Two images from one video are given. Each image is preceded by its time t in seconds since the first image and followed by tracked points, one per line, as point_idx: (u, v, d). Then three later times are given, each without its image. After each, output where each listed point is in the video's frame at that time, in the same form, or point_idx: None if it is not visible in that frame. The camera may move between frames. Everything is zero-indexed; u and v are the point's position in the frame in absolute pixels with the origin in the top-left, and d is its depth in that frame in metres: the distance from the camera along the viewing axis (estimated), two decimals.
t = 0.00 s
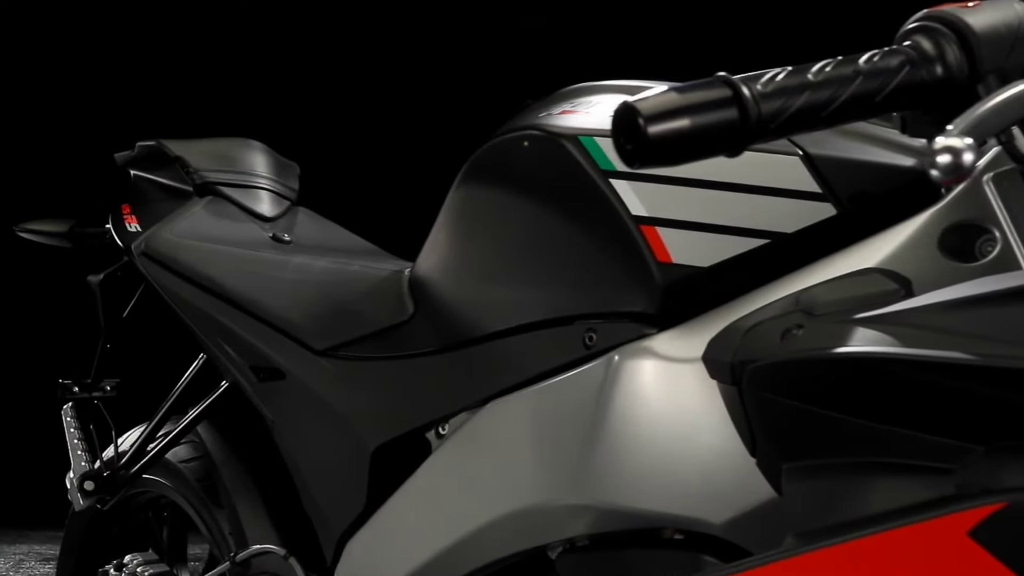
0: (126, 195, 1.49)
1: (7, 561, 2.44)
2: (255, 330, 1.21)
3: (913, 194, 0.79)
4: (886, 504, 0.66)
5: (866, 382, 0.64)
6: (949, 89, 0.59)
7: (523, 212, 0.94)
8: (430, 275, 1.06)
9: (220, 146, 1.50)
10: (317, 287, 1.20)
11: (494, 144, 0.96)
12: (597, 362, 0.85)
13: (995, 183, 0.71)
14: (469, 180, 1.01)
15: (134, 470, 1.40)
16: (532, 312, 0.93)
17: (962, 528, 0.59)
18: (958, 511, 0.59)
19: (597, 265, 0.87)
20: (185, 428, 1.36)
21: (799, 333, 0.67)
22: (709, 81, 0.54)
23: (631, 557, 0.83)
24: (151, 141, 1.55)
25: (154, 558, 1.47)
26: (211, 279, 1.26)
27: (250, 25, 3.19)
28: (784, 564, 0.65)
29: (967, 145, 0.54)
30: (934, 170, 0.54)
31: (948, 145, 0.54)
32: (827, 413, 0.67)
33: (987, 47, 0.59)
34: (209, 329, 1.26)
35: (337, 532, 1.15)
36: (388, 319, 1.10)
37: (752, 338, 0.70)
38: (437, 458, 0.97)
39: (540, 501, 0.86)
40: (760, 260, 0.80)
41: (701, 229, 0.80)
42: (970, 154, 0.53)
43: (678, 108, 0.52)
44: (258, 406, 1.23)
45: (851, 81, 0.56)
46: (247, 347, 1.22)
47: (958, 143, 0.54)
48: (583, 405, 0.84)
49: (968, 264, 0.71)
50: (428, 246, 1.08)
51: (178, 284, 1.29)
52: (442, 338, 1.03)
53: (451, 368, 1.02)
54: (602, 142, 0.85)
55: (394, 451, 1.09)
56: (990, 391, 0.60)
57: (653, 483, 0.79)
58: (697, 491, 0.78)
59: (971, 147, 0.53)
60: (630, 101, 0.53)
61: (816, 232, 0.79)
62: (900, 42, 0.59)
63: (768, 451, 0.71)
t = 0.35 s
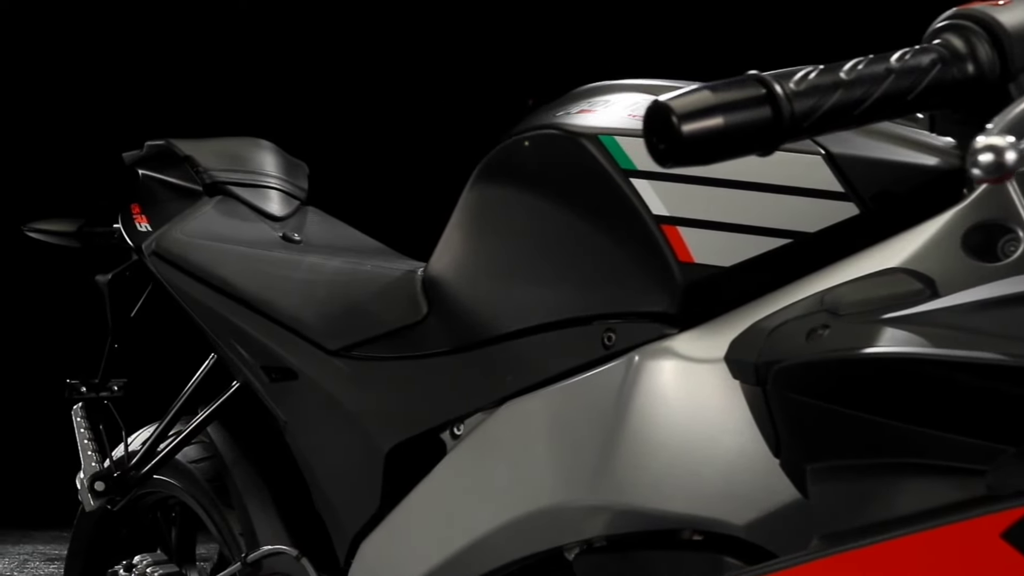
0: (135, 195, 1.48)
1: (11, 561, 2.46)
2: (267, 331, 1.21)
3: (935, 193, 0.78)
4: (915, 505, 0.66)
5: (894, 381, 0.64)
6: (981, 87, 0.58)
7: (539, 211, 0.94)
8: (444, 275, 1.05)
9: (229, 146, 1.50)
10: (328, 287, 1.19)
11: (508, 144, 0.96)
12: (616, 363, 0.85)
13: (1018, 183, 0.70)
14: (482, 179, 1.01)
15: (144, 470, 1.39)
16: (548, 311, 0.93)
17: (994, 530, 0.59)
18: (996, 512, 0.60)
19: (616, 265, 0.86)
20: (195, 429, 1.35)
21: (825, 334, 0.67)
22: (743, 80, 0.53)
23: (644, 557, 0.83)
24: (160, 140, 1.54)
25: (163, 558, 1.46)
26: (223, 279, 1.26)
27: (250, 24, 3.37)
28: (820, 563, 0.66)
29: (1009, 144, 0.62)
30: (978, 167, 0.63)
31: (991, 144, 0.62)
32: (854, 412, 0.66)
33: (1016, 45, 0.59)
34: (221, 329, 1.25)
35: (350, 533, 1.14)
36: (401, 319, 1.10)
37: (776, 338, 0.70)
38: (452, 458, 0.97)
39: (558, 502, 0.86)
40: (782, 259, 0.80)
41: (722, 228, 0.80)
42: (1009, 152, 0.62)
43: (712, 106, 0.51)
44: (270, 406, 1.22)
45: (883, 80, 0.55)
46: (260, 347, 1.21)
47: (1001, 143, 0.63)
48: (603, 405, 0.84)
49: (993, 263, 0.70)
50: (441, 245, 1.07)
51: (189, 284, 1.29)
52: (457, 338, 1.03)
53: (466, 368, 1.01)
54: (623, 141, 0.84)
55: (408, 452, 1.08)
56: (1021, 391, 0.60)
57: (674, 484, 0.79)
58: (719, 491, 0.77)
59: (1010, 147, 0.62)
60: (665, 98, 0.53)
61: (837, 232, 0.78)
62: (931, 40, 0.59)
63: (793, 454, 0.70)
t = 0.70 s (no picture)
0: (143, 194, 1.48)
1: (15, 562, 2.47)
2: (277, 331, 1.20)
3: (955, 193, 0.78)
4: (947, 506, 0.65)
5: (917, 382, 0.64)
6: (1010, 87, 0.57)
7: (553, 211, 0.93)
8: (456, 275, 1.05)
9: (237, 146, 1.50)
10: (339, 288, 1.19)
11: (522, 144, 0.95)
12: (632, 365, 0.84)
13: None
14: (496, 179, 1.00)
15: (153, 471, 1.38)
16: (562, 312, 0.92)
17: None
18: None
19: (631, 266, 0.86)
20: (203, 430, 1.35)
21: (849, 335, 0.67)
22: (773, 79, 0.53)
23: (663, 558, 0.83)
24: (167, 139, 1.54)
25: (171, 560, 1.46)
26: (234, 279, 1.25)
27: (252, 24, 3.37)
28: (852, 563, 0.65)
29: None
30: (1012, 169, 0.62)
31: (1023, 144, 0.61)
32: (876, 414, 0.67)
33: None
34: (230, 329, 1.25)
35: (362, 534, 1.14)
36: (413, 320, 1.09)
37: (797, 339, 0.69)
38: (466, 459, 0.97)
39: (574, 502, 0.85)
40: (801, 260, 0.79)
41: (741, 227, 0.79)
42: None
43: (742, 106, 0.51)
44: (280, 407, 1.21)
45: (911, 80, 0.55)
46: (270, 348, 1.21)
47: None
48: (620, 405, 0.84)
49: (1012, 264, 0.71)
50: (453, 244, 1.07)
51: (199, 284, 1.28)
52: (470, 339, 1.02)
53: (480, 369, 1.01)
54: (641, 141, 0.84)
55: (421, 453, 1.08)
56: None
57: (693, 484, 0.79)
58: (739, 492, 0.77)
59: None
60: (694, 97, 0.53)
61: (857, 232, 0.78)
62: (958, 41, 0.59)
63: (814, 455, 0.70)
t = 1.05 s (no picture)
0: (150, 194, 1.48)
1: (17, 562, 2.46)
2: (288, 331, 1.20)
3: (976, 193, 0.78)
4: (971, 508, 0.64)
5: (932, 380, 0.64)
6: None
7: (567, 210, 0.92)
8: (467, 274, 1.05)
9: (245, 145, 1.49)
10: (350, 288, 1.18)
11: (537, 144, 0.95)
12: (650, 366, 0.84)
13: None
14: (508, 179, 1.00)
15: (161, 471, 1.38)
16: (576, 312, 0.92)
17: None
18: None
19: (648, 266, 0.85)
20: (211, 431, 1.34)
21: (872, 336, 0.67)
22: (801, 77, 0.53)
23: (680, 558, 0.83)
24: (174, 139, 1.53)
25: (179, 561, 1.45)
26: (243, 279, 1.25)
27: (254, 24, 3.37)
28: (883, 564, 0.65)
29: None
30: None
31: None
32: (893, 413, 0.66)
33: None
34: (241, 329, 1.25)
35: (373, 534, 1.13)
36: (425, 320, 1.09)
37: (819, 339, 0.70)
38: (479, 460, 0.96)
39: (591, 504, 0.85)
40: (821, 260, 0.79)
41: (759, 227, 0.79)
42: None
43: (772, 104, 0.51)
44: (291, 408, 1.21)
45: (940, 79, 0.55)
46: (280, 348, 1.20)
47: None
48: (636, 406, 0.83)
49: None
50: (464, 244, 1.07)
51: (208, 284, 1.28)
52: (482, 340, 1.02)
53: (491, 370, 1.00)
54: (658, 140, 0.84)
55: (433, 454, 1.07)
56: None
57: (712, 485, 0.78)
58: (756, 491, 0.77)
59: None
60: (723, 95, 0.53)
61: (876, 232, 0.78)
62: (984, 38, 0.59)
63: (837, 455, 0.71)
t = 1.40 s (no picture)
0: (156, 194, 1.47)
1: (19, 563, 2.46)
2: (298, 331, 1.20)
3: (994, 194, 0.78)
4: (996, 510, 0.65)
5: (954, 381, 0.64)
6: None
7: (580, 210, 0.92)
8: (477, 275, 1.04)
9: (251, 145, 1.49)
10: (360, 289, 1.18)
11: (549, 143, 0.94)
12: (666, 367, 0.83)
13: None
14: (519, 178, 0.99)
15: (169, 473, 1.37)
16: (589, 312, 0.92)
17: None
18: None
19: (663, 267, 0.85)
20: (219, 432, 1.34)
21: (894, 337, 0.67)
22: (830, 76, 0.53)
23: (696, 560, 0.82)
24: (179, 139, 1.53)
25: (185, 562, 1.44)
26: (252, 279, 1.24)
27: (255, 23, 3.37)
28: (916, 564, 0.64)
29: None
30: None
31: None
32: (919, 413, 0.67)
33: None
34: (248, 329, 1.24)
35: (384, 536, 1.13)
36: (436, 320, 1.08)
37: (839, 340, 0.70)
38: (490, 461, 0.96)
39: (606, 504, 0.84)
40: (840, 260, 0.78)
41: (777, 227, 0.79)
42: None
43: (801, 105, 0.51)
44: (299, 409, 1.21)
45: (968, 78, 0.55)
46: (290, 349, 1.20)
47: None
48: (651, 406, 0.83)
49: None
50: (475, 245, 1.06)
51: (215, 283, 1.28)
52: (494, 340, 1.01)
53: (503, 370, 1.00)
54: (675, 140, 0.83)
55: (443, 455, 1.07)
56: None
57: (730, 487, 0.78)
58: (773, 493, 0.77)
59: None
60: (752, 94, 0.53)
61: (894, 232, 0.78)
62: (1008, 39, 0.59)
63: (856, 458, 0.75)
